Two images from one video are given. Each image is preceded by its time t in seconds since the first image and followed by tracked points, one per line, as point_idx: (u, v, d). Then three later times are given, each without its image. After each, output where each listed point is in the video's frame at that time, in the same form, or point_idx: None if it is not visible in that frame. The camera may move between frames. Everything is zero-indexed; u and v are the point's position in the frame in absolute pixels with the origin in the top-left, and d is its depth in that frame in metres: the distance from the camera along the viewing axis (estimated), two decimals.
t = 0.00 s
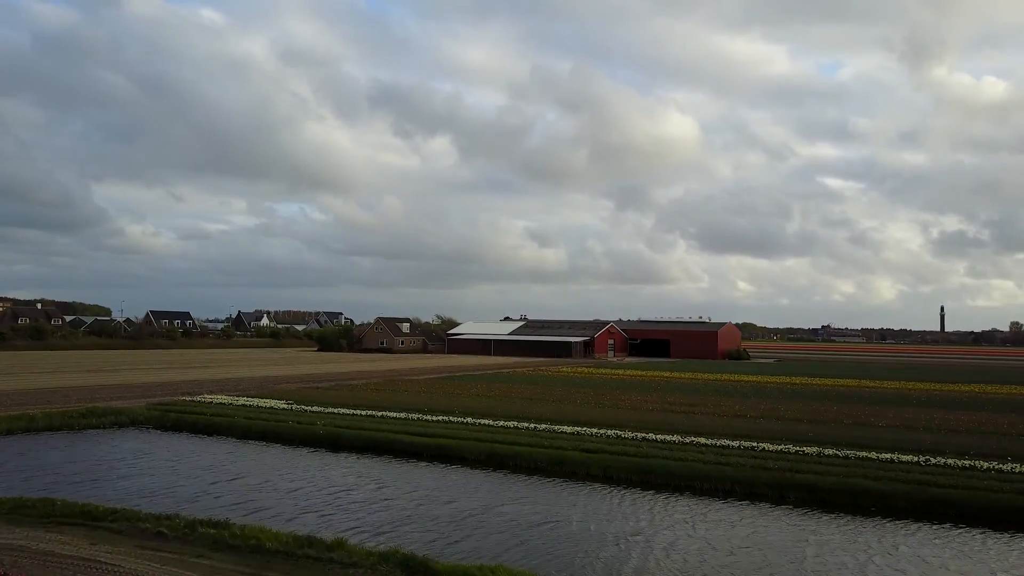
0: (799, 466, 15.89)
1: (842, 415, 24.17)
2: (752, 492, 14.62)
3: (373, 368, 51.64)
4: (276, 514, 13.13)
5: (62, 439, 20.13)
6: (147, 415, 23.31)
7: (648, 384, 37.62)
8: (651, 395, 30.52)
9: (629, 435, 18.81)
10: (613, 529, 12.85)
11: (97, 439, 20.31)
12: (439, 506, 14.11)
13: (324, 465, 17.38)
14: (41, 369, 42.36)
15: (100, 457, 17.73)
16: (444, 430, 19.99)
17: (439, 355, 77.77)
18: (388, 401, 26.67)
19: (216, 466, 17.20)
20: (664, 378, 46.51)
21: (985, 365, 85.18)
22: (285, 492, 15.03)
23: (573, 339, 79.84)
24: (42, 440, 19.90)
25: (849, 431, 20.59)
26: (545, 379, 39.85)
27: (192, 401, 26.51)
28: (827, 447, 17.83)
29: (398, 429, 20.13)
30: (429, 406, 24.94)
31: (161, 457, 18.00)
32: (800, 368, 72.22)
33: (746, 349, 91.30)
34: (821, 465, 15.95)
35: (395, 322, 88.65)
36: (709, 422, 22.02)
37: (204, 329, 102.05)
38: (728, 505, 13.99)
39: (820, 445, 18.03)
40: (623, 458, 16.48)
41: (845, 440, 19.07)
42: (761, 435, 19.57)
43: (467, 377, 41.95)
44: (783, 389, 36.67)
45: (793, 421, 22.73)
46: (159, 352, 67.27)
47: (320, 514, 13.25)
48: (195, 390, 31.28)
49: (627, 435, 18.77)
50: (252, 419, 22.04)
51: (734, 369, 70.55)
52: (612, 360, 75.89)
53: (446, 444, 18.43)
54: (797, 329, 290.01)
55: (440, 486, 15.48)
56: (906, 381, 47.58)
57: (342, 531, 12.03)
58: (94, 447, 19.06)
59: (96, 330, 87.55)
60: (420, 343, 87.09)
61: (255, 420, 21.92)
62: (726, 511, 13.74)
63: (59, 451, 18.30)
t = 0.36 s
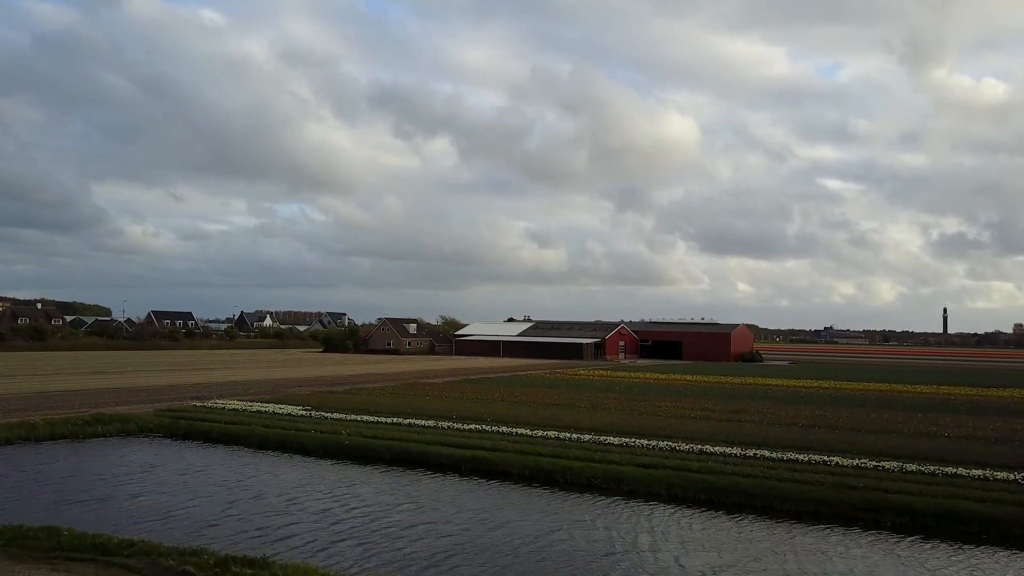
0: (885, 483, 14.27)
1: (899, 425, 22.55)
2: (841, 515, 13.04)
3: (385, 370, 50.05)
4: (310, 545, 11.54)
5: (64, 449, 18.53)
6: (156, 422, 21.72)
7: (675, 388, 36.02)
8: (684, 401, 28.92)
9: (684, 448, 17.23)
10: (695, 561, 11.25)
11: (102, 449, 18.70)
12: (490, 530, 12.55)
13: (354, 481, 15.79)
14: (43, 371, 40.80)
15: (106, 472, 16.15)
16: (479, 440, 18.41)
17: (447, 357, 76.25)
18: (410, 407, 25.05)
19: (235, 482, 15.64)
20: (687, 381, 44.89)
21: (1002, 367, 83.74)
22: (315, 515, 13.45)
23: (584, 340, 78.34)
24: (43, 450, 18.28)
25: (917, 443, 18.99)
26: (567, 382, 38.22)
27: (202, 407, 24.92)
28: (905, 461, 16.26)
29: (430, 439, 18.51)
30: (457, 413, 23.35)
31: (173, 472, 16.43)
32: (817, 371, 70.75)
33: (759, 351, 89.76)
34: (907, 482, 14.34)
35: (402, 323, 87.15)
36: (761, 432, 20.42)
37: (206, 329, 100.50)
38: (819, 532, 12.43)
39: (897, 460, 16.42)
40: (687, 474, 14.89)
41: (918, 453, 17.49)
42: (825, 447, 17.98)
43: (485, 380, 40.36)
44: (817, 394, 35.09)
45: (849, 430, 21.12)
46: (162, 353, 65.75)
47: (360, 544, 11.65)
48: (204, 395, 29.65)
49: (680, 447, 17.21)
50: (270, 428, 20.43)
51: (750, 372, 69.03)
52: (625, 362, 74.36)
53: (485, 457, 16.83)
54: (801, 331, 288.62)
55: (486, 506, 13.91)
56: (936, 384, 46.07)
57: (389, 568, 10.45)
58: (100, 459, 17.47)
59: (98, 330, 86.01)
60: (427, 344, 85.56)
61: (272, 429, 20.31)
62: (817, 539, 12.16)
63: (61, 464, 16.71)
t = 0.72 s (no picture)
0: (997, 504, 12.75)
1: (969, 435, 21.00)
2: (961, 543, 11.55)
3: (399, 373, 48.43)
4: None
5: (72, 462, 16.97)
6: (170, 430, 20.15)
7: (708, 392, 34.48)
8: (725, 407, 27.36)
9: (755, 461, 15.71)
10: None
11: (113, 462, 17.14)
12: (564, 562, 11.05)
13: (398, 499, 14.28)
14: (46, 374, 39.17)
15: (119, 491, 14.60)
16: (526, 452, 16.88)
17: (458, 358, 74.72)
18: (439, 414, 23.48)
19: (263, 502, 14.09)
20: (712, 384, 43.30)
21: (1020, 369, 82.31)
22: (363, 541, 11.93)
23: (597, 342, 76.79)
24: (48, 463, 16.72)
25: (1001, 455, 17.47)
26: (592, 386, 36.61)
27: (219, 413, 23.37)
28: (1005, 477, 14.74)
29: (473, 450, 16.98)
30: (491, 421, 21.80)
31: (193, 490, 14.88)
32: (836, 373, 69.19)
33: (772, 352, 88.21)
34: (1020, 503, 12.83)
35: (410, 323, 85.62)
36: (826, 442, 18.86)
37: (210, 330, 98.94)
38: (940, 565, 10.92)
39: (994, 475, 14.89)
40: (771, 493, 13.38)
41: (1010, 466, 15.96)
42: (907, 460, 16.44)
43: (506, 383, 38.77)
44: (856, 398, 33.55)
45: (919, 440, 19.58)
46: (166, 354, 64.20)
47: None
48: (218, 400, 28.06)
49: (751, 462, 15.69)
50: (296, 437, 18.87)
51: (768, 374, 67.45)
52: (638, 364, 72.73)
53: (538, 471, 15.29)
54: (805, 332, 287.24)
55: (552, 531, 12.39)
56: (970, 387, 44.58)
57: None
58: (111, 474, 15.92)
59: (99, 331, 84.37)
60: (435, 345, 83.94)
61: (299, 438, 18.75)
62: (943, 573, 10.64)
63: (68, 482, 15.16)
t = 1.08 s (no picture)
0: None
1: None
2: None
3: (415, 375, 46.88)
4: None
5: (85, 478, 15.44)
6: (190, 440, 18.62)
7: (744, 396, 32.98)
8: (773, 412, 25.82)
9: (845, 478, 14.21)
10: None
11: (131, 477, 15.60)
12: None
13: (455, 523, 12.78)
14: (52, 377, 37.65)
15: (141, 514, 13.07)
16: (586, 465, 15.37)
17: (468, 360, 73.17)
18: (476, 420, 21.95)
19: (305, 527, 12.58)
20: (741, 387, 41.73)
21: None
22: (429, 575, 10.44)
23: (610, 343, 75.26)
24: (59, 479, 15.19)
25: None
26: (621, 389, 35.10)
27: (239, 421, 21.84)
28: None
29: (528, 463, 15.45)
30: (534, 428, 20.28)
31: (224, 513, 13.36)
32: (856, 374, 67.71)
33: (788, 353, 86.67)
34: None
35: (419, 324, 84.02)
36: (904, 454, 17.39)
37: (214, 331, 97.34)
38: None
39: None
40: (879, 516, 11.91)
41: None
42: (1007, 475, 14.94)
43: (531, 387, 37.21)
44: (901, 402, 32.00)
45: (1002, 451, 18.09)
46: (172, 356, 62.58)
47: None
48: (235, 405, 26.52)
49: (841, 478, 14.19)
50: (329, 448, 17.35)
51: (788, 376, 65.89)
52: (653, 365, 71.25)
53: (606, 488, 13.80)
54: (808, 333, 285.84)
55: (642, 563, 10.91)
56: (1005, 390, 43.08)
57: None
58: (130, 494, 14.39)
59: (102, 331, 82.87)
60: (444, 346, 82.42)
61: (332, 449, 17.24)
62: None
63: (85, 503, 13.63)
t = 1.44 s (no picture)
0: None
1: None
2: None
3: (431, 377, 45.28)
4: None
5: (101, 495, 13.86)
6: (214, 451, 17.08)
7: (783, 400, 31.50)
8: (827, 419, 24.26)
9: (959, 498, 12.73)
10: None
11: (154, 494, 14.03)
12: None
13: (529, 550, 11.28)
14: (57, 380, 36.10)
15: (167, 541, 11.49)
16: (660, 481, 13.89)
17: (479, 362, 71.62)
18: (517, 427, 20.42)
19: (360, 558, 11.04)
20: (772, 390, 40.19)
21: None
22: None
23: (624, 344, 73.72)
24: (74, 497, 13.62)
25: None
26: (652, 394, 33.59)
27: (263, 429, 20.30)
28: None
29: (594, 479, 13.94)
30: (583, 437, 18.77)
31: (262, 540, 11.78)
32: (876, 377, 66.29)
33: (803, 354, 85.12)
34: None
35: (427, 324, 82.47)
36: (996, 467, 15.91)
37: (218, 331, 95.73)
38: None
39: None
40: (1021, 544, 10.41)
41: None
42: None
43: (557, 390, 35.67)
44: (950, 407, 30.47)
45: None
46: (177, 358, 60.97)
47: None
48: (255, 411, 24.97)
49: (956, 499, 12.69)
50: (369, 460, 15.83)
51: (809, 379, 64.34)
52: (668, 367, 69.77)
53: (692, 509, 12.28)
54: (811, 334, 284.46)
55: None
56: None
57: None
58: (151, 515, 12.79)
59: (104, 332, 81.30)
60: (453, 347, 80.83)
61: (373, 462, 15.72)
62: None
63: (102, 527, 12.03)
